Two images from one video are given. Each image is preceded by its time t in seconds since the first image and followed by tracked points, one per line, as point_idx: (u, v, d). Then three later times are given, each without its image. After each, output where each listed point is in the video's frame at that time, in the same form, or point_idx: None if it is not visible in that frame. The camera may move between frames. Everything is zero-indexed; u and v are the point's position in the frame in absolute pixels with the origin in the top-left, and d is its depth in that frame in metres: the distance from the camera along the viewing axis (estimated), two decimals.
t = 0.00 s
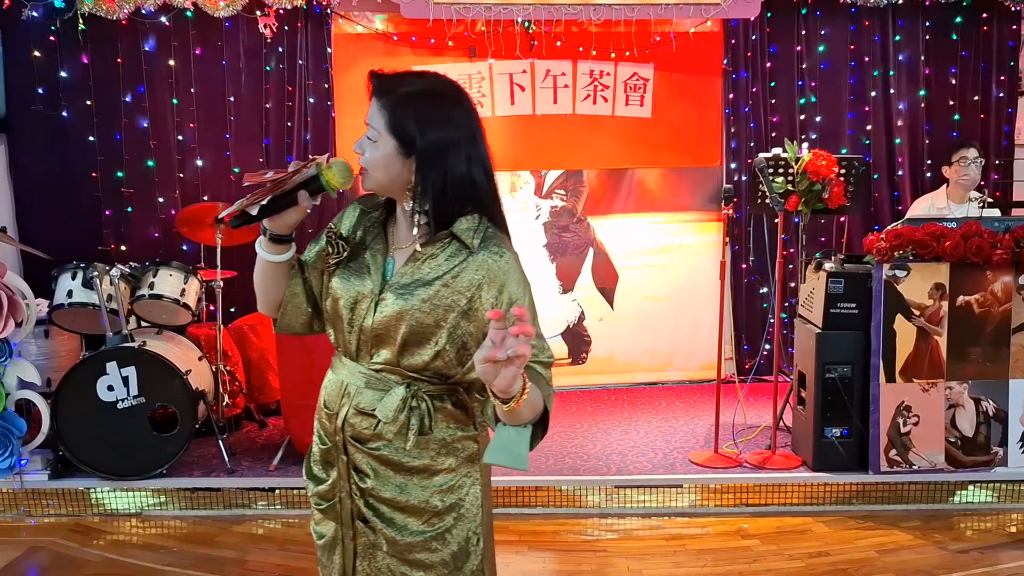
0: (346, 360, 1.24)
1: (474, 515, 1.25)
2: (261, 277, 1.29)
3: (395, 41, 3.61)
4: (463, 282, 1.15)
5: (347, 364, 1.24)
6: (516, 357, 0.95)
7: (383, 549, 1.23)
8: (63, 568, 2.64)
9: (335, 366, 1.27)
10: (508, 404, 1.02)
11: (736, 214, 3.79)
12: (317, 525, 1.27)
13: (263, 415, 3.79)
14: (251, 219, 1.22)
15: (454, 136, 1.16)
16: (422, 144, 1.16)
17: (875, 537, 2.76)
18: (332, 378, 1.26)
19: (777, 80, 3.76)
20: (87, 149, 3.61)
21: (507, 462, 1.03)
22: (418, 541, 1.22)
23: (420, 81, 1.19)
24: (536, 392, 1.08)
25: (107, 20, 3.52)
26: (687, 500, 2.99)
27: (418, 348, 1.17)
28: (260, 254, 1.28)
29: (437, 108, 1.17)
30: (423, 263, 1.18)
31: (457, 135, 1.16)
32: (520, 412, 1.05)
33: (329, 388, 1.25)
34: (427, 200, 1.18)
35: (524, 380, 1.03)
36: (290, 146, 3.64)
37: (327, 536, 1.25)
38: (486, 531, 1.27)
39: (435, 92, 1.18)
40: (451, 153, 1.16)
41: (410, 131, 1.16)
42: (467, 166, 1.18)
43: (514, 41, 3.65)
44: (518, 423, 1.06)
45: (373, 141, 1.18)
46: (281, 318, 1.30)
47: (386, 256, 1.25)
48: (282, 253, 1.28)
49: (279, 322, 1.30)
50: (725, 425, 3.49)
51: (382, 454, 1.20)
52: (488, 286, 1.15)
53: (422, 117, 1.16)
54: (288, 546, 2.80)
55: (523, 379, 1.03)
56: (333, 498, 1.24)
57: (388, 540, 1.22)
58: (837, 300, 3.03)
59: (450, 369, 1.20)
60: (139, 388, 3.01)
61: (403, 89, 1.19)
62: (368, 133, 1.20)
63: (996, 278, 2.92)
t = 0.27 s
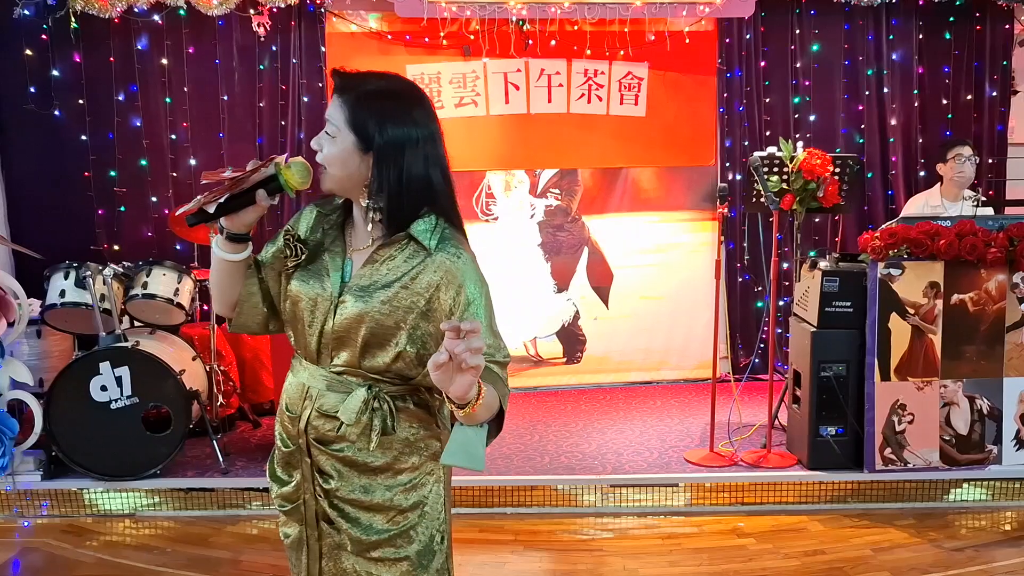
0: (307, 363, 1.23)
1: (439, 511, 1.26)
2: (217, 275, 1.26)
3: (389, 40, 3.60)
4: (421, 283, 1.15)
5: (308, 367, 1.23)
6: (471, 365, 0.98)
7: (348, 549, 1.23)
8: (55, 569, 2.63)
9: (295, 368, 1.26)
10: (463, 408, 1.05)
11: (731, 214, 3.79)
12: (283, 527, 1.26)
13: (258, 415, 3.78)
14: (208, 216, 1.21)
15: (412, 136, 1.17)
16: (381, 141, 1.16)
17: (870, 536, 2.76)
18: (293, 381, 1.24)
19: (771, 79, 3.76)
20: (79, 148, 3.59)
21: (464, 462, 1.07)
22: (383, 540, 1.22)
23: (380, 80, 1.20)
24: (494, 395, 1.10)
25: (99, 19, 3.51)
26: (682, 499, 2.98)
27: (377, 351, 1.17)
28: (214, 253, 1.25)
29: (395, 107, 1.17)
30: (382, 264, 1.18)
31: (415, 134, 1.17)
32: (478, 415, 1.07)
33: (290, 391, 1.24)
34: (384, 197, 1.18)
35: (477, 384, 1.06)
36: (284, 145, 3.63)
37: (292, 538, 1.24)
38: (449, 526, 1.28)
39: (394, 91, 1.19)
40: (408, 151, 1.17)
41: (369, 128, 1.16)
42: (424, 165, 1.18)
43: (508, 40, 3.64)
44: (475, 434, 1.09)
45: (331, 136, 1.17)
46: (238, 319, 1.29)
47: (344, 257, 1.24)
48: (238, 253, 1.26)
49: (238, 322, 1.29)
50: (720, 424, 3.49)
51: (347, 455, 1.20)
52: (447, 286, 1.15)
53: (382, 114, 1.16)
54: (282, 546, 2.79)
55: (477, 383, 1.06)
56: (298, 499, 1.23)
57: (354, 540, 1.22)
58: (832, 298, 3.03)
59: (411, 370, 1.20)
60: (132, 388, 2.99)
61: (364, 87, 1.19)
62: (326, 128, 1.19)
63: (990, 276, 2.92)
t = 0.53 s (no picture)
0: (290, 362, 1.21)
1: (427, 504, 1.26)
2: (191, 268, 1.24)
3: (386, 40, 3.61)
4: (402, 275, 1.14)
5: (292, 366, 1.21)
6: (460, 334, 0.98)
7: (340, 548, 1.21)
8: (53, 570, 2.62)
9: (276, 368, 1.24)
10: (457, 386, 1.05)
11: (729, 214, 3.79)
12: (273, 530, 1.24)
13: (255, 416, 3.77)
14: (182, 208, 1.18)
15: (386, 126, 1.17)
16: (355, 132, 1.16)
17: (867, 535, 2.77)
18: (277, 382, 1.22)
19: (769, 79, 3.77)
20: (76, 148, 3.58)
21: (462, 443, 1.04)
22: (376, 535, 1.21)
23: (354, 72, 1.20)
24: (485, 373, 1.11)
25: (95, 19, 3.50)
26: (681, 499, 2.98)
27: (361, 346, 1.16)
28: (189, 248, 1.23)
29: (369, 98, 1.17)
30: (363, 256, 1.17)
31: (389, 124, 1.17)
32: (470, 394, 1.08)
33: (274, 392, 1.22)
34: (357, 188, 1.17)
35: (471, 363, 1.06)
36: (281, 146, 3.63)
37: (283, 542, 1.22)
38: (437, 519, 1.28)
39: (367, 83, 1.19)
40: (382, 142, 1.17)
41: (342, 117, 1.16)
42: (397, 155, 1.18)
43: (506, 40, 3.63)
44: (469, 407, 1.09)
45: (305, 126, 1.16)
46: (214, 321, 1.26)
47: (323, 253, 1.23)
48: (213, 248, 1.23)
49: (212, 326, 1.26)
50: (718, 424, 3.49)
51: (337, 453, 1.17)
52: (428, 274, 1.15)
53: (355, 105, 1.16)
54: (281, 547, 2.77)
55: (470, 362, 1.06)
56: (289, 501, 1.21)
57: (345, 539, 1.20)
58: (830, 298, 3.03)
59: (393, 365, 1.19)
60: (129, 389, 2.99)
61: (340, 77, 1.19)
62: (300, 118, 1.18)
63: (988, 276, 2.93)
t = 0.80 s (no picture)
0: (295, 362, 1.21)
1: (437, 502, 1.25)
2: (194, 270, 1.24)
3: (387, 41, 3.60)
4: (405, 265, 1.15)
5: (297, 365, 1.20)
6: (466, 300, 0.99)
7: (350, 548, 1.21)
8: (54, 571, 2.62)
9: (280, 369, 1.23)
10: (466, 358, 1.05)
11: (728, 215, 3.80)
12: (280, 533, 1.22)
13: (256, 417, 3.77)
14: (185, 206, 1.18)
15: (385, 121, 1.18)
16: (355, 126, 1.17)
17: (868, 536, 2.77)
18: (282, 382, 1.22)
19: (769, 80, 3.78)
20: (77, 148, 3.58)
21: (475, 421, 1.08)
22: (385, 533, 1.20)
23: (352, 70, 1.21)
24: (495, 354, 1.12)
25: (96, 20, 3.51)
26: (682, 500, 2.99)
27: (367, 339, 1.16)
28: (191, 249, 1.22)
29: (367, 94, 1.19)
30: (366, 250, 1.17)
31: (387, 119, 1.18)
32: (478, 368, 1.08)
33: (280, 393, 1.21)
34: (355, 180, 1.18)
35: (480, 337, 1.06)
36: (282, 146, 3.64)
37: (291, 545, 1.21)
38: (446, 517, 1.28)
39: (364, 80, 1.20)
40: (381, 136, 1.18)
41: (342, 112, 1.17)
42: (394, 150, 1.19)
43: (506, 41, 3.64)
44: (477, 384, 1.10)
45: (306, 121, 1.17)
46: (213, 324, 1.25)
47: (324, 250, 1.23)
48: (215, 249, 1.23)
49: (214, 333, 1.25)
50: (718, 425, 3.49)
51: (346, 451, 1.17)
52: (430, 264, 1.16)
53: (355, 100, 1.17)
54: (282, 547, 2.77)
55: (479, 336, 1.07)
56: (296, 502, 1.20)
57: (355, 539, 1.20)
58: (831, 299, 3.04)
59: (398, 356, 1.20)
60: (130, 390, 2.98)
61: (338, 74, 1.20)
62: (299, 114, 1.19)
63: (988, 277, 2.93)
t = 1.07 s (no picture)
0: (323, 361, 1.21)
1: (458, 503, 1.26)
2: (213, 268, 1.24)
3: (388, 42, 3.61)
4: (436, 265, 1.17)
5: (325, 364, 1.21)
6: (496, 286, 1.00)
7: (372, 547, 1.21)
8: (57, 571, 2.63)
9: (305, 368, 1.23)
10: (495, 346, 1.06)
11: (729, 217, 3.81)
12: (302, 533, 1.22)
13: (257, 417, 3.79)
14: (208, 209, 1.20)
15: (412, 123, 1.21)
16: (381, 129, 1.19)
17: (868, 536, 2.78)
18: (308, 383, 1.22)
19: (770, 81, 3.79)
20: (79, 150, 3.60)
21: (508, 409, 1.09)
22: (409, 536, 1.20)
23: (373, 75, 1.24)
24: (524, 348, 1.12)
25: (98, 22, 3.52)
26: (682, 500, 3.00)
27: (397, 337, 1.17)
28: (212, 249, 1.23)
29: (392, 98, 1.22)
30: (395, 249, 1.18)
31: (411, 122, 1.21)
32: (508, 358, 1.09)
33: (306, 393, 1.21)
34: (387, 181, 1.20)
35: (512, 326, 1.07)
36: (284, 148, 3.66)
37: (313, 545, 1.21)
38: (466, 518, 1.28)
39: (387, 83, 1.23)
40: (408, 138, 1.21)
41: (369, 115, 1.19)
42: (419, 152, 1.23)
43: (507, 43, 3.66)
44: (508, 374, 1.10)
45: (332, 123, 1.18)
46: (233, 327, 1.27)
47: (349, 250, 1.24)
48: (238, 252, 1.24)
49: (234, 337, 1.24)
50: (718, 425, 3.50)
51: (375, 450, 1.17)
52: (458, 262, 1.17)
53: (380, 103, 1.20)
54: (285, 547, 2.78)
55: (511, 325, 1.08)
56: (320, 501, 1.20)
57: (379, 539, 1.20)
58: (831, 300, 3.05)
59: (426, 354, 1.21)
60: (133, 390, 2.99)
61: (364, 78, 1.22)
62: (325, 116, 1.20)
63: (988, 278, 2.94)
